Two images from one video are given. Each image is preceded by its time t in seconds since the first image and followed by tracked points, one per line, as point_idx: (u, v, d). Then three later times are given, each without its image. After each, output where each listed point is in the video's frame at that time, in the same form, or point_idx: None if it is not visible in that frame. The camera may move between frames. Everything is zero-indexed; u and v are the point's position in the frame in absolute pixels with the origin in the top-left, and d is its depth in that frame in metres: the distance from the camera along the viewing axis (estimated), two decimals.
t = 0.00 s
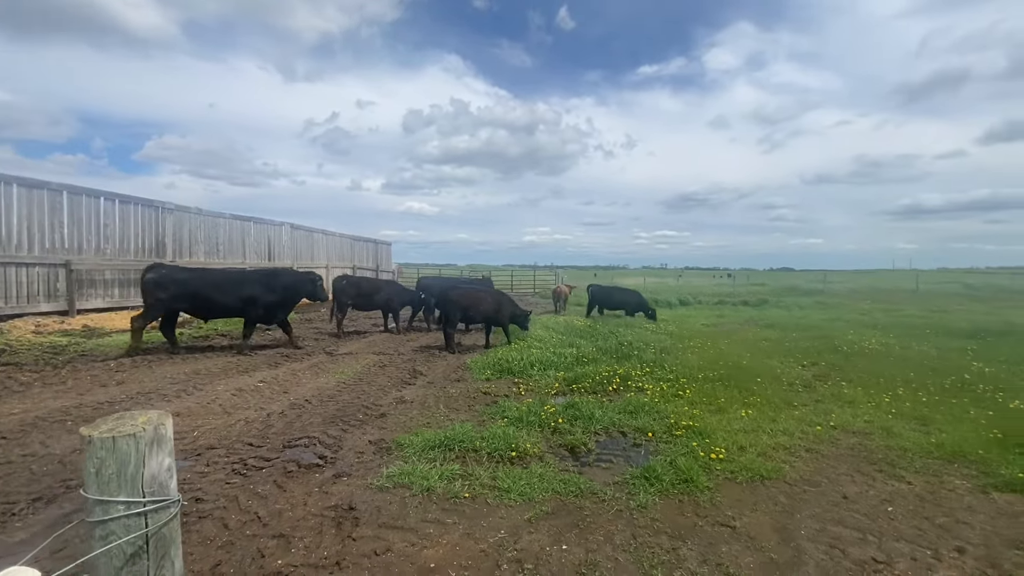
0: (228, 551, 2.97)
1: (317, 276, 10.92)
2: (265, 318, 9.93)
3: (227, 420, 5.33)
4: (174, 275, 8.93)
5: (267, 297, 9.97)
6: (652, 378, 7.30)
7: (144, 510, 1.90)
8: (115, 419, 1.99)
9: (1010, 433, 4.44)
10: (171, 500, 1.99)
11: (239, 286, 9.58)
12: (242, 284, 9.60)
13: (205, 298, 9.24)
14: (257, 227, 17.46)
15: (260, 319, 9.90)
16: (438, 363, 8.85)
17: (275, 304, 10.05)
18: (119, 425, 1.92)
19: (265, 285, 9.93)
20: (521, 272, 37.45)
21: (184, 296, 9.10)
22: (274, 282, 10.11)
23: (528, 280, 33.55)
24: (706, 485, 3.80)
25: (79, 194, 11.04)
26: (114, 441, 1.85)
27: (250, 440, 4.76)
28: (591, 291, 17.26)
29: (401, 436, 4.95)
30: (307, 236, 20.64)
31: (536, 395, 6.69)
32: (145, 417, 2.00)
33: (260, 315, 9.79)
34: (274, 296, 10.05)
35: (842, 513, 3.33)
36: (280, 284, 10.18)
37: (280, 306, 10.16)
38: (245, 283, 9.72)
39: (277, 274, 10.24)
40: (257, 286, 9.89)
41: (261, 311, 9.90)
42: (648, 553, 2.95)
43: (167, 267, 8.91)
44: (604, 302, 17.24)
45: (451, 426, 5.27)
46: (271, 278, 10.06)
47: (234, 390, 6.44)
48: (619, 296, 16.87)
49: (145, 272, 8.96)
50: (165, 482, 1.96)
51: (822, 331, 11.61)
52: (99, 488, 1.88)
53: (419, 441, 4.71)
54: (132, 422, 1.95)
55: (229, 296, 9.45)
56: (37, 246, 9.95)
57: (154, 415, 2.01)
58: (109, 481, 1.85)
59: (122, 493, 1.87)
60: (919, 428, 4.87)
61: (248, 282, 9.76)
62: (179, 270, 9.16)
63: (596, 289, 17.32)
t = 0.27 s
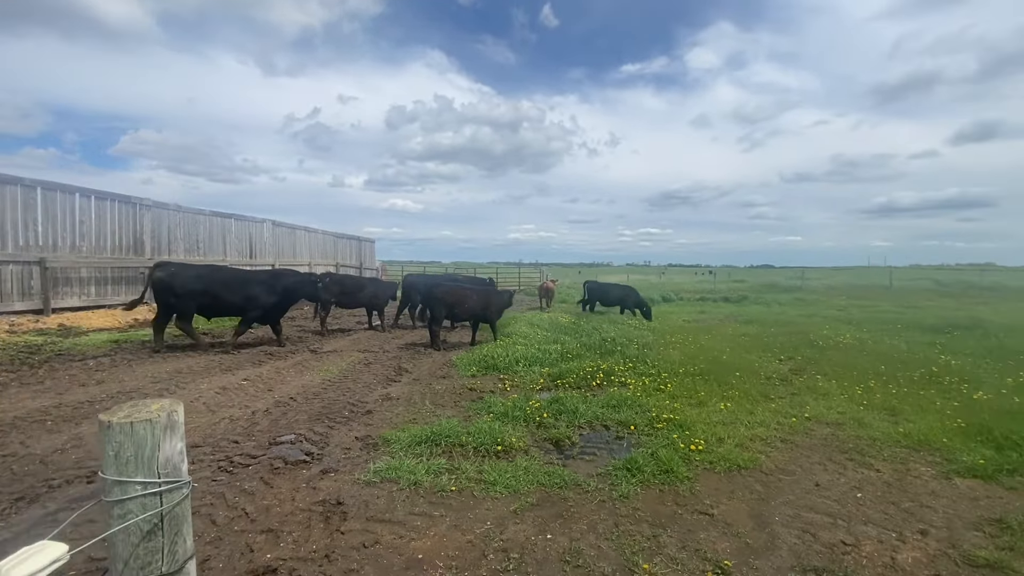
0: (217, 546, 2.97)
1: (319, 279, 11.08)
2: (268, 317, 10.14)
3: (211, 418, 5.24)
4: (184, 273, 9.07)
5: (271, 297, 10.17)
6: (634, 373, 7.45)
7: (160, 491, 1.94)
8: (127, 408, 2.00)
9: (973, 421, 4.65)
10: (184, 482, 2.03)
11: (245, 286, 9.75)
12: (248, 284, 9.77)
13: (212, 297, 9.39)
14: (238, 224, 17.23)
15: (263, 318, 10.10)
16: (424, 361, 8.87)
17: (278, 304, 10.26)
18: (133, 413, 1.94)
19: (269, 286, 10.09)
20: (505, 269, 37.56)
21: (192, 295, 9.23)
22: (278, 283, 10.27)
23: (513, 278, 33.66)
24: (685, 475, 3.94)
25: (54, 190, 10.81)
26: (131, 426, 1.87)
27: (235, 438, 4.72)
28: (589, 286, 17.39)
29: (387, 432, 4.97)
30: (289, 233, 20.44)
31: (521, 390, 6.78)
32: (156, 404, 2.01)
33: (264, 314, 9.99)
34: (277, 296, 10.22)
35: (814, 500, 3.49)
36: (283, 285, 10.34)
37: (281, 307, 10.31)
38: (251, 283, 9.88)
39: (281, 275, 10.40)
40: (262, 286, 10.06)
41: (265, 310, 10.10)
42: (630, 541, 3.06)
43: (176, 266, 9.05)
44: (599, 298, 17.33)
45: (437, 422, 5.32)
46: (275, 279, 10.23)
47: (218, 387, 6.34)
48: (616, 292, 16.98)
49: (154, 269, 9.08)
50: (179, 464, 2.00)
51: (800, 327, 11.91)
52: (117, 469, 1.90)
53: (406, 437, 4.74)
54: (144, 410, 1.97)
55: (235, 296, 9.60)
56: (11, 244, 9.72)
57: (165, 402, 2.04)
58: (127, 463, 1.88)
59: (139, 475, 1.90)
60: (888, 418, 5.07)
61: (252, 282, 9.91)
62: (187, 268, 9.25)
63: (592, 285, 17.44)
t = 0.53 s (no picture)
0: (204, 544, 2.97)
1: (321, 271, 11.45)
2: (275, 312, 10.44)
3: (195, 416, 5.21)
4: (195, 274, 9.13)
5: (276, 292, 10.44)
6: (620, 368, 7.56)
7: (151, 490, 1.94)
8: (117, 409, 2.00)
9: (943, 412, 4.81)
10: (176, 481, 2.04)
11: (252, 284, 9.97)
12: (255, 281, 9.99)
13: (221, 295, 9.59)
14: (220, 219, 16.99)
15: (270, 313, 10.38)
16: (410, 357, 8.85)
17: (283, 299, 10.55)
18: (125, 414, 1.94)
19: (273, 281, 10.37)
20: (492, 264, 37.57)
21: (201, 295, 9.31)
22: (280, 278, 10.55)
23: (499, 273, 33.68)
24: (667, 467, 4.03)
25: (29, 185, 10.56)
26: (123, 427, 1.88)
27: (220, 436, 4.70)
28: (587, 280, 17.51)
29: (374, 429, 4.97)
30: (272, 228, 20.21)
31: (507, 385, 6.83)
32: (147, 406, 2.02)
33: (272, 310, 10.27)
34: (282, 291, 10.50)
35: (791, 490, 3.59)
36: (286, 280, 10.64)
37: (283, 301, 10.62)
38: (256, 280, 10.10)
39: (281, 270, 10.68)
40: (267, 281, 10.30)
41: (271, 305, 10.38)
42: (613, 532, 3.13)
43: (187, 268, 9.06)
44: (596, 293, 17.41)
45: (424, 418, 5.34)
46: (279, 275, 10.48)
47: (201, 386, 6.26)
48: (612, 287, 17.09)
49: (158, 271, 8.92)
50: (170, 464, 2.01)
51: (780, 321, 12.14)
52: (109, 469, 1.91)
53: (393, 433, 4.76)
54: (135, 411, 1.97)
55: (243, 293, 9.84)
56: None
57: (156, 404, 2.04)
58: (120, 463, 1.89)
59: (132, 474, 1.91)
60: (863, 410, 5.23)
61: (256, 279, 10.14)
62: (194, 268, 9.26)
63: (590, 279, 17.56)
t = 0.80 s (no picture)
0: (187, 539, 2.97)
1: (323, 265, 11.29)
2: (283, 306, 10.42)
3: (178, 412, 5.18)
4: (196, 267, 9.30)
5: (283, 286, 10.36)
6: (605, 361, 7.64)
7: (121, 483, 1.95)
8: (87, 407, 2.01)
9: (916, 402, 4.95)
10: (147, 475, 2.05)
11: (257, 278, 9.96)
12: (260, 276, 9.96)
13: (226, 289, 9.65)
14: (204, 213, 16.76)
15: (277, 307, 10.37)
16: (397, 351, 8.82)
17: (291, 293, 10.47)
18: (94, 410, 1.96)
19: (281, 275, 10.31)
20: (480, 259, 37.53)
21: (204, 288, 9.43)
22: (289, 270, 10.47)
23: (487, 267, 33.67)
24: (649, 458, 4.11)
25: (5, 177, 10.34)
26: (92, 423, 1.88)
27: (203, 432, 4.68)
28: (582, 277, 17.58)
29: (359, 423, 4.98)
30: (257, 222, 20.00)
31: (494, 379, 6.87)
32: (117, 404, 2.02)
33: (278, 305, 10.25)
34: (290, 286, 10.42)
35: (768, 479, 3.68)
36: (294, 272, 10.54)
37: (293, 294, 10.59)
38: (262, 275, 10.08)
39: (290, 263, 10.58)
40: (274, 275, 10.25)
41: (279, 299, 10.36)
42: (594, 522, 3.19)
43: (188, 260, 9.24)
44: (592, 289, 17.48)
45: (409, 412, 5.35)
46: (286, 269, 10.42)
47: (184, 382, 6.20)
48: (608, 282, 17.19)
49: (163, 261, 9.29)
50: (141, 458, 2.02)
51: (764, 314, 12.30)
52: (79, 464, 1.92)
53: (378, 428, 4.77)
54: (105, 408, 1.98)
55: (249, 288, 9.85)
56: None
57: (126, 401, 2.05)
58: (89, 458, 1.90)
59: (102, 469, 1.92)
60: (840, 401, 5.36)
61: (263, 272, 10.12)
62: (197, 261, 9.44)
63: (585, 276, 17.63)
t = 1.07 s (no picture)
0: (167, 530, 2.99)
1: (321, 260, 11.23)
2: (285, 301, 10.31)
3: (161, 405, 5.16)
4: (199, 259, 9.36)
5: (285, 281, 10.26)
6: (591, 353, 7.71)
7: (81, 464, 1.95)
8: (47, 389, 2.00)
9: (890, 392, 5.07)
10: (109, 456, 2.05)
11: (259, 271, 9.92)
12: (262, 269, 9.92)
13: (229, 282, 9.64)
14: (188, 205, 16.56)
15: (279, 302, 10.28)
16: (384, 344, 8.81)
17: (294, 288, 10.36)
18: (54, 393, 1.95)
19: (284, 269, 10.24)
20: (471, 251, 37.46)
21: (208, 280, 9.48)
22: (291, 265, 10.41)
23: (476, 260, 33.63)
24: (629, 447, 4.19)
25: None
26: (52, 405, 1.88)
27: (186, 424, 4.68)
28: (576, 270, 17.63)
29: (344, 415, 4.99)
30: (243, 215, 19.80)
31: (480, 371, 6.90)
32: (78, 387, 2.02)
33: (279, 299, 10.16)
34: (291, 280, 10.32)
35: (743, 466, 3.78)
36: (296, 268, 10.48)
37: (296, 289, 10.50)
38: (265, 268, 10.06)
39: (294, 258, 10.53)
40: (276, 269, 10.20)
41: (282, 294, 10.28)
42: (572, 509, 3.25)
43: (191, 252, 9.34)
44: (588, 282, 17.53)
45: (395, 403, 5.38)
46: (288, 263, 10.36)
47: (168, 376, 6.16)
48: (604, 275, 17.27)
49: (170, 254, 9.49)
50: (102, 440, 2.02)
51: (749, 306, 12.44)
52: (39, 445, 1.93)
53: (362, 419, 4.79)
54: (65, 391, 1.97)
55: (252, 281, 9.80)
56: None
57: (86, 384, 2.04)
58: (49, 440, 1.90)
59: (62, 450, 1.92)
60: (818, 390, 5.48)
61: (266, 266, 10.09)
62: (203, 253, 9.54)
63: (580, 269, 17.68)
